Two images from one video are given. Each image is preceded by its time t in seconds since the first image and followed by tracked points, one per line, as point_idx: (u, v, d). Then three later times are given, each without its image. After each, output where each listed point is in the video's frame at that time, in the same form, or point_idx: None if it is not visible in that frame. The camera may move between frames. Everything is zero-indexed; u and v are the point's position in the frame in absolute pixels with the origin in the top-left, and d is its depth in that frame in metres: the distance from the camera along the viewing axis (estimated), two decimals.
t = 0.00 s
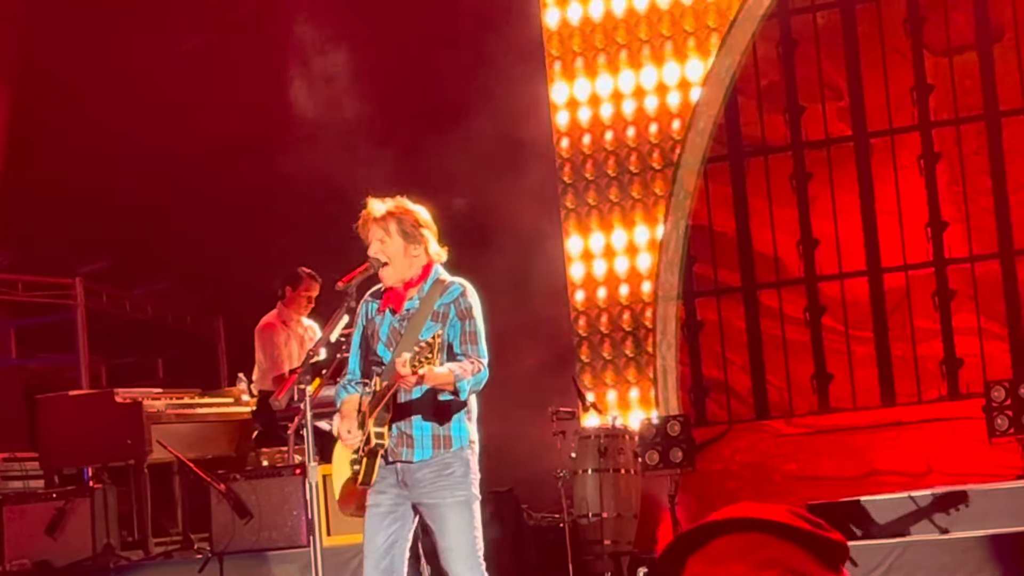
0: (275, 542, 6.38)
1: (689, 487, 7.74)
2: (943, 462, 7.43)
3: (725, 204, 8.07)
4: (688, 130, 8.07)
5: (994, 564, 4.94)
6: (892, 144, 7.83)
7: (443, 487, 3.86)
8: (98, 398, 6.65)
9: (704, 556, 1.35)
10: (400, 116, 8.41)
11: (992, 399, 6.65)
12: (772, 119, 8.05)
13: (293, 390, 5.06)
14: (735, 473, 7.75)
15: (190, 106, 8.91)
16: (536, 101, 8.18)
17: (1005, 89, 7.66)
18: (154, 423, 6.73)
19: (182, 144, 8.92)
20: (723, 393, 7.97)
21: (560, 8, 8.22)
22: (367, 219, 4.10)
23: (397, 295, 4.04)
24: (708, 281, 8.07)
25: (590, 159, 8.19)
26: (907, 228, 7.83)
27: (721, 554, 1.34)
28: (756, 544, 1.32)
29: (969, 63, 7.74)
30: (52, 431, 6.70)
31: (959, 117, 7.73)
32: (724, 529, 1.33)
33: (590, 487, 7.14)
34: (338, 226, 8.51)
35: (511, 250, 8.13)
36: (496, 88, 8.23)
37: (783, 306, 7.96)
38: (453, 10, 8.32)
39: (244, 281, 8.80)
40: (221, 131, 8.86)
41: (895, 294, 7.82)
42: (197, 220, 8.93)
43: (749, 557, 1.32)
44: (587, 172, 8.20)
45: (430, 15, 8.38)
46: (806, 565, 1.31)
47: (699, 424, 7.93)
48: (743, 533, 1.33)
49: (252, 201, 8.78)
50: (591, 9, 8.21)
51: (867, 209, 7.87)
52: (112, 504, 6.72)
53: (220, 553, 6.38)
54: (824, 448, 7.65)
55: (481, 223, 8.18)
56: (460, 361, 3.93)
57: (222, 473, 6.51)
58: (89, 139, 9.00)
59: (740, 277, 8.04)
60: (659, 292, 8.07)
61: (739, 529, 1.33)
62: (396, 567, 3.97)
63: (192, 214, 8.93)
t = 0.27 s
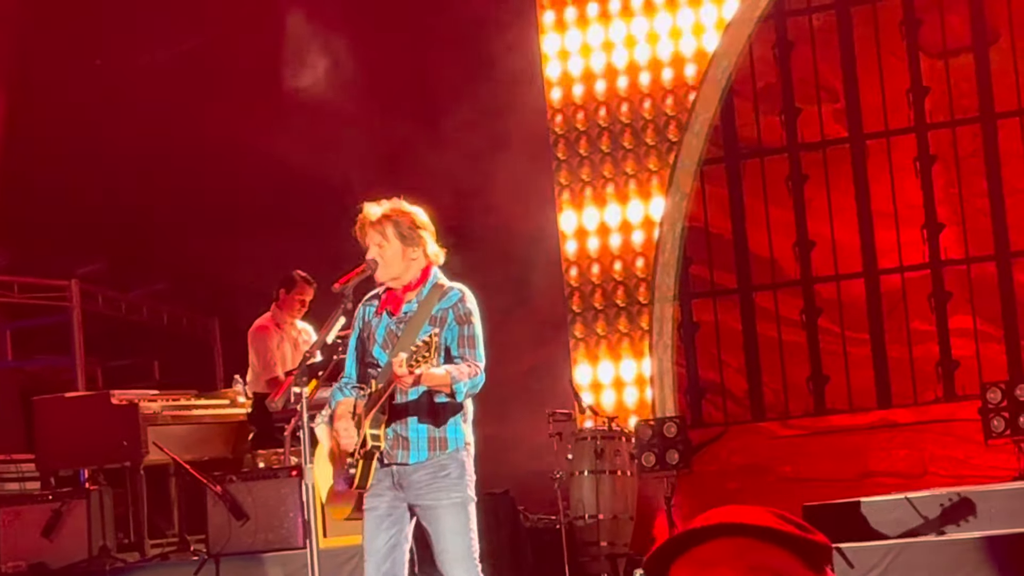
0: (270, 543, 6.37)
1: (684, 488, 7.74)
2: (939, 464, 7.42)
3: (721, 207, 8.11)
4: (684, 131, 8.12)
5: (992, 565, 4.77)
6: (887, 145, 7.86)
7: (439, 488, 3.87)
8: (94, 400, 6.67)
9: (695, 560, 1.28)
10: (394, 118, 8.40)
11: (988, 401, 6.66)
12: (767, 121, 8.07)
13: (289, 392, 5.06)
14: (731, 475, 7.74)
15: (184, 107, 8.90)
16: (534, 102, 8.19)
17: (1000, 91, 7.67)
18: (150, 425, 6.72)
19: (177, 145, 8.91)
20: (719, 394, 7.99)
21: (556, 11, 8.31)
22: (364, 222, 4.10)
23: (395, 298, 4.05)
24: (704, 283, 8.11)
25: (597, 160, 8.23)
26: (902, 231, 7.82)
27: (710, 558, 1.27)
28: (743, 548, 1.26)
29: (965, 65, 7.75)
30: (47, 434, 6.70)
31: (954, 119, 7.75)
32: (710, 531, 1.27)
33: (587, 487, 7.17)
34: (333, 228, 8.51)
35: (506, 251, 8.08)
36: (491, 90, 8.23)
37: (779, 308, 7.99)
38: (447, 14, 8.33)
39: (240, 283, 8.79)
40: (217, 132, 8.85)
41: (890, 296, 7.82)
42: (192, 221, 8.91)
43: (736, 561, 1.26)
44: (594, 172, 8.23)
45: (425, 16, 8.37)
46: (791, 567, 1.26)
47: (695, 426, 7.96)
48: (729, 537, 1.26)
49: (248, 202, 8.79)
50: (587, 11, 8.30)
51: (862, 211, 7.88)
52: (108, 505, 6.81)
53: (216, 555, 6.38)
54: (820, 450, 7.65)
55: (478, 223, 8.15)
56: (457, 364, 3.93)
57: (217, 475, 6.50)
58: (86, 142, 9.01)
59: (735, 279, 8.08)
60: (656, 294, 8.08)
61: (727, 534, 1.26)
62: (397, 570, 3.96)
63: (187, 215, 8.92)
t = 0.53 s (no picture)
0: (269, 544, 6.37)
1: (683, 488, 7.74)
2: (938, 464, 7.41)
3: (719, 207, 8.10)
4: (682, 132, 8.11)
5: (992, 567, 4.63)
6: (886, 145, 7.87)
7: (436, 488, 3.86)
8: (93, 400, 6.65)
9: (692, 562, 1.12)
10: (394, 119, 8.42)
11: (987, 401, 6.65)
12: (766, 121, 8.06)
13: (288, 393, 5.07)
14: (731, 476, 7.72)
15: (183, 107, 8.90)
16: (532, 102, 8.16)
17: (998, 90, 7.67)
18: (149, 425, 6.74)
19: (175, 146, 8.92)
20: (718, 395, 8.00)
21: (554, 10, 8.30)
22: (363, 224, 4.06)
23: (396, 299, 4.03)
24: (703, 283, 8.13)
25: (601, 159, 8.23)
26: (901, 231, 7.82)
27: (712, 554, 1.12)
28: (744, 548, 1.12)
29: (964, 65, 7.76)
30: (46, 433, 6.69)
31: (953, 119, 7.76)
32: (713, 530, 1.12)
33: (585, 488, 7.16)
34: (331, 228, 8.50)
35: (506, 251, 8.05)
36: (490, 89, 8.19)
37: (778, 308, 7.99)
38: (448, 15, 8.33)
39: (238, 283, 8.78)
40: (215, 133, 8.86)
41: (889, 295, 7.82)
42: (189, 221, 8.90)
43: (736, 561, 1.12)
44: (599, 171, 8.22)
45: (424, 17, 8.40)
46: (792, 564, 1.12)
47: (694, 427, 7.96)
48: (732, 535, 1.12)
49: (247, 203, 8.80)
50: (585, 10, 8.30)
51: (861, 211, 7.89)
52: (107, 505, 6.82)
53: (215, 555, 6.38)
54: (819, 450, 7.65)
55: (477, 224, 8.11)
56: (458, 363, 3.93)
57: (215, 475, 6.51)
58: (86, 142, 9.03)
59: (734, 279, 8.08)
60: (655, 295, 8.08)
61: (733, 531, 1.12)
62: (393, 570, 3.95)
63: (185, 215, 8.91)
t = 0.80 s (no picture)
0: (266, 544, 6.39)
1: (678, 487, 7.78)
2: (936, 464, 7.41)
3: (716, 207, 8.10)
4: (681, 132, 8.11)
5: (989, 566, 4.64)
6: (884, 145, 7.86)
7: (432, 488, 3.82)
8: (90, 401, 6.67)
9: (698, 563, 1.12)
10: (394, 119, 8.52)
11: (985, 401, 6.65)
12: (764, 122, 8.06)
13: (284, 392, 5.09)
14: (729, 477, 7.74)
15: (181, 107, 8.91)
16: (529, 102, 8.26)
17: (995, 92, 7.67)
18: (147, 426, 6.71)
19: (172, 146, 8.90)
20: (715, 395, 7.99)
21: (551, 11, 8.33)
22: (376, 219, 4.05)
23: (398, 295, 4.03)
24: (700, 284, 8.13)
25: (598, 159, 8.26)
26: (899, 233, 7.82)
27: (716, 559, 1.12)
28: (750, 548, 1.11)
29: (962, 66, 7.76)
30: (42, 434, 6.71)
31: (950, 120, 7.74)
32: (716, 531, 1.12)
33: (583, 488, 7.15)
34: (332, 228, 8.55)
35: (504, 249, 8.14)
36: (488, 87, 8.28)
37: (776, 308, 7.99)
38: (447, 15, 8.40)
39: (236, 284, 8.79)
40: (213, 134, 8.87)
41: (887, 296, 7.81)
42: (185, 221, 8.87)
43: (741, 563, 1.11)
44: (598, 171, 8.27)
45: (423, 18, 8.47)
46: (791, 563, 1.12)
47: (691, 427, 7.97)
48: (738, 535, 1.12)
49: (244, 203, 8.80)
50: (581, 11, 8.34)
51: (859, 212, 7.89)
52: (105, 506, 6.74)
53: (213, 556, 6.35)
54: (816, 450, 7.66)
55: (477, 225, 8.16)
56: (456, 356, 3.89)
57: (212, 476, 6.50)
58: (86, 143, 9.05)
59: (732, 280, 8.08)
60: (652, 296, 8.11)
61: (738, 534, 1.12)
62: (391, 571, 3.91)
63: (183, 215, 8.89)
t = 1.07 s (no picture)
0: (265, 544, 6.38)
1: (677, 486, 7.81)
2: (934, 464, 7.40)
3: (715, 208, 8.08)
4: (679, 133, 8.09)
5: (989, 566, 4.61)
6: (882, 146, 7.79)
7: (433, 489, 3.83)
8: (88, 401, 6.66)
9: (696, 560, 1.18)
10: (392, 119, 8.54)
11: (983, 402, 6.66)
12: (762, 122, 8.03)
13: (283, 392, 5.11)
14: (728, 477, 7.74)
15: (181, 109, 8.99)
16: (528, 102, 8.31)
17: (994, 91, 7.60)
18: (145, 425, 6.73)
19: (173, 147, 9.00)
20: (713, 395, 7.98)
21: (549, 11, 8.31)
22: (371, 221, 4.04)
23: (398, 298, 4.02)
24: (699, 285, 8.11)
25: (598, 158, 8.26)
26: (897, 233, 7.77)
27: (714, 558, 1.18)
28: (746, 548, 1.19)
29: (960, 66, 7.68)
30: (40, 435, 6.71)
31: (948, 121, 7.67)
32: (712, 528, 1.19)
33: (582, 489, 7.15)
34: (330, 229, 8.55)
35: (502, 248, 8.23)
36: (487, 89, 8.32)
37: (774, 309, 7.95)
38: (444, 15, 8.43)
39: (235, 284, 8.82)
40: (213, 134, 8.95)
41: (886, 296, 7.76)
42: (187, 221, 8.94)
43: (738, 561, 1.18)
44: (599, 170, 8.26)
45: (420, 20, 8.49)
46: (787, 562, 1.19)
47: (690, 427, 7.96)
48: (731, 535, 1.19)
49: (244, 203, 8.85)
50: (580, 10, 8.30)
51: (857, 213, 7.83)
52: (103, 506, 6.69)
53: (211, 556, 6.36)
54: (815, 450, 7.65)
55: (474, 226, 8.29)
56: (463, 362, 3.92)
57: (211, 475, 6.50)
58: (86, 143, 9.11)
59: (731, 280, 8.06)
60: (650, 298, 8.09)
61: (734, 529, 1.19)
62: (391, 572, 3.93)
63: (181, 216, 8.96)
